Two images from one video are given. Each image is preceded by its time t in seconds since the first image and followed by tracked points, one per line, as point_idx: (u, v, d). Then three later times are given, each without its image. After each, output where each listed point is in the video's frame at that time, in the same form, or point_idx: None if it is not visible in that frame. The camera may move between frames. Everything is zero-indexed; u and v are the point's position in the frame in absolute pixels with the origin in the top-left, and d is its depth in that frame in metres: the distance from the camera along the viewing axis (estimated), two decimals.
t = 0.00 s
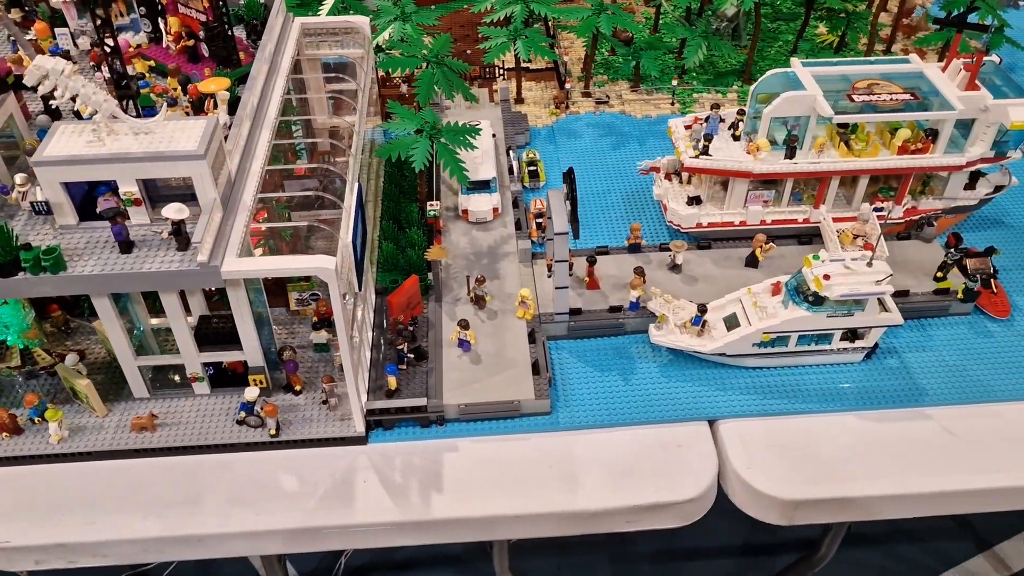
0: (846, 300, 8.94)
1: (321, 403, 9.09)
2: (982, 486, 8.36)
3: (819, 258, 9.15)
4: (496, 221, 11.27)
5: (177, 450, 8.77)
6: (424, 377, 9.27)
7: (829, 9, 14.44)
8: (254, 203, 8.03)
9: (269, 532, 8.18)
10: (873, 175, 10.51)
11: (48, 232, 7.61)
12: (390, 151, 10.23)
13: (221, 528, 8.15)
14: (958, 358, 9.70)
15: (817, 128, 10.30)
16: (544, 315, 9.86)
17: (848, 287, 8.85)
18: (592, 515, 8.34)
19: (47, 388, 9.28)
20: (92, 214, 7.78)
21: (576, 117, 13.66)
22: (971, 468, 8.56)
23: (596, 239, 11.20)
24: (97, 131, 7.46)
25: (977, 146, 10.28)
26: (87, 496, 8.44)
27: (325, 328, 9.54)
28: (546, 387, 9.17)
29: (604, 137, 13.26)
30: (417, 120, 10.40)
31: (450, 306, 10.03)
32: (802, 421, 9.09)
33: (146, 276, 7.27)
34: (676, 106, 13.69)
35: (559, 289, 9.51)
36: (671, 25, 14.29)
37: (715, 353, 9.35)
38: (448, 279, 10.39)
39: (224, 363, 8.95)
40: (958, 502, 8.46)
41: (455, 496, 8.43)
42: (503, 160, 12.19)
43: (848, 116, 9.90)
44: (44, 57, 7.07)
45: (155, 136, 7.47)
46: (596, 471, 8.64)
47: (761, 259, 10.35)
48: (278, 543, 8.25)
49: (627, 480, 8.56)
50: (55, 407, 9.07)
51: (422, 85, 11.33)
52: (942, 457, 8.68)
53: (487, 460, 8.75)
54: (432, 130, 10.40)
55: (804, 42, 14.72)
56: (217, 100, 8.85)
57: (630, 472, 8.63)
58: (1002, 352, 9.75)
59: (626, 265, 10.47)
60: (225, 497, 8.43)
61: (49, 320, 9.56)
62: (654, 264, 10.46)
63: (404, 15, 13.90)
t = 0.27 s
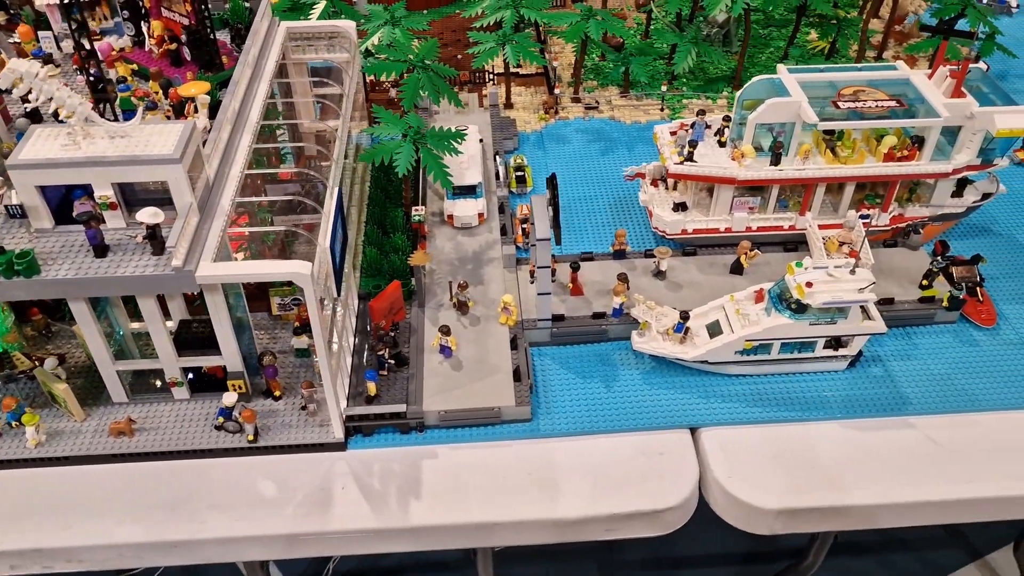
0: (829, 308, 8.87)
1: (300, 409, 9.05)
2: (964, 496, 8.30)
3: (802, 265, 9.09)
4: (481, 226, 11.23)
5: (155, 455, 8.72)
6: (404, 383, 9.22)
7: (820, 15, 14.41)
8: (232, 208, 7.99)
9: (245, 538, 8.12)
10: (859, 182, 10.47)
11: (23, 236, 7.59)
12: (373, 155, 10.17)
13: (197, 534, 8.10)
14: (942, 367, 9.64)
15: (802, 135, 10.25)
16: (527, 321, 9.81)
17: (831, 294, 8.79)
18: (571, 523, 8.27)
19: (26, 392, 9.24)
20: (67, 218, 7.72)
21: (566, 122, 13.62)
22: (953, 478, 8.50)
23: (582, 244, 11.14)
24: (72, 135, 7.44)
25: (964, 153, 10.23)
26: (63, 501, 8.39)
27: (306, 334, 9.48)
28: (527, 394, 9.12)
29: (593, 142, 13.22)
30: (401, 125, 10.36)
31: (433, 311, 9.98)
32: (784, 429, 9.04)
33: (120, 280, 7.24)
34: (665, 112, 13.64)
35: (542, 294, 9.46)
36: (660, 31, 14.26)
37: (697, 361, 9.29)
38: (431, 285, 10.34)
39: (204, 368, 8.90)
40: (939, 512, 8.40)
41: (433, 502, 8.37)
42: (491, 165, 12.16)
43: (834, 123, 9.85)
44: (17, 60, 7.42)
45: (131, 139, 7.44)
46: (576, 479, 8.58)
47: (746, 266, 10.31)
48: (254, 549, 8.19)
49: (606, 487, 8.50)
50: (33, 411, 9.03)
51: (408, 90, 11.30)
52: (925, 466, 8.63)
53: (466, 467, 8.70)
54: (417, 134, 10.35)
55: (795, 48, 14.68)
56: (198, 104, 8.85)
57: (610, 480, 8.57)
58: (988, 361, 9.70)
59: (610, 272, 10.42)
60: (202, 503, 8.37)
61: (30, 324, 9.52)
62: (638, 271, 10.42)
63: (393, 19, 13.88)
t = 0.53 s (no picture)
0: (809, 315, 8.81)
1: (277, 417, 9.00)
2: (944, 505, 8.22)
3: (782, 272, 9.04)
4: (464, 233, 11.19)
5: (129, 463, 8.66)
6: (382, 391, 9.17)
7: (808, 22, 14.37)
8: (205, 214, 7.96)
9: (218, 546, 8.06)
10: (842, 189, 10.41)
11: None
12: (354, 161, 10.07)
13: (169, 542, 8.04)
14: (925, 375, 9.56)
15: (785, 141, 10.20)
16: (507, 329, 9.75)
17: (810, 302, 8.73)
18: (547, 532, 8.20)
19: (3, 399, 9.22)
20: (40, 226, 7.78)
21: (552, 129, 13.59)
22: (933, 486, 8.42)
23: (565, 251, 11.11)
24: (44, 141, 7.43)
25: (947, 160, 10.16)
26: (36, 508, 8.34)
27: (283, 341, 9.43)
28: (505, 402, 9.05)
29: (579, 149, 13.18)
30: (382, 131, 10.32)
31: (413, 318, 9.93)
32: (763, 438, 8.96)
33: (90, 287, 7.21)
34: (652, 118, 13.60)
35: (521, 301, 9.40)
36: (648, 38, 14.24)
37: (677, 368, 9.22)
38: (412, 291, 10.30)
39: (180, 375, 8.85)
40: (919, 521, 8.32)
41: (408, 511, 8.31)
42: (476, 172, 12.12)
43: (817, 128, 9.79)
44: None
45: (102, 146, 7.42)
46: (553, 487, 8.51)
47: (728, 273, 10.25)
48: (227, 558, 8.13)
49: (583, 496, 8.43)
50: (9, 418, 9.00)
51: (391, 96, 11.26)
52: (905, 475, 8.55)
53: (442, 475, 8.63)
54: (398, 141, 10.30)
55: (784, 55, 14.63)
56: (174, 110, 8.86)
57: (587, 489, 8.50)
58: (971, 368, 9.61)
59: (592, 278, 10.37)
60: (176, 511, 8.32)
61: (8, 330, 9.49)
62: (620, 278, 10.36)
63: (381, 26, 13.88)
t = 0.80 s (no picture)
0: (783, 323, 8.76)
1: (249, 426, 8.96)
2: (917, 515, 8.17)
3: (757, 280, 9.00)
4: (443, 241, 11.16)
5: (100, 472, 8.62)
6: (356, 400, 9.13)
7: (792, 29, 14.37)
8: (175, 223, 7.94)
9: (186, 556, 8.01)
10: (821, 196, 10.37)
11: None
12: (331, 169, 10.00)
13: (137, 552, 7.99)
14: (902, 383, 9.51)
15: (762, 149, 10.17)
16: (483, 337, 9.70)
17: (785, 310, 8.69)
18: (518, 542, 8.14)
19: None
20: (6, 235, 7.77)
21: (536, 136, 13.57)
22: (907, 496, 8.37)
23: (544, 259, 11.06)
24: (11, 149, 7.43)
25: (925, 167, 10.13)
26: (6, 517, 8.30)
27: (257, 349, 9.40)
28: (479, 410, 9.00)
29: (562, 156, 13.16)
30: (359, 139, 10.31)
31: (389, 326, 9.89)
32: (738, 447, 8.91)
33: (55, 296, 7.19)
34: (636, 126, 13.57)
35: (496, 309, 9.36)
36: (632, 45, 14.23)
37: (652, 377, 9.18)
38: (389, 299, 10.27)
39: (154, 383, 8.81)
40: (893, 531, 8.26)
41: (379, 520, 8.25)
42: (457, 180, 12.10)
43: (794, 136, 9.79)
44: None
45: (69, 153, 7.41)
46: (525, 497, 8.45)
47: (706, 281, 10.21)
48: (196, 568, 8.08)
49: (555, 505, 8.37)
50: None
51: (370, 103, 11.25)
52: (880, 485, 8.50)
53: (414, 484, 8.58)
54: (375, 148, 10.27)
55: (769, 62, 14.61)
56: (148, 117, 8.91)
57: (559, 498, 8.45)
58: (948, 377, 9.57)
59: (570, 286, 10.32)
60: (146, 520, 8.28)
61: None
62: (598, 286, 10.32)
63: (364, 34, 13.90)
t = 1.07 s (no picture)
0: (753, 331, 8.63)
1: (213, 435, 8.85)
2: (888, 526, 8.04)
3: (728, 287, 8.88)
4: (417, 247, 11.04)
5: (60, 482, 8.50)
6: (321, 408, 9.01)
7: (774, 33, 14.26)
8: (133, 230, 7.84)
9: (145, 568, 7.89)
10: (797, 202, 10.26)
11: None
12: (299, 174, 9.86)
13: (95, 564, 7.86)
14: (877, 391, 9.38)
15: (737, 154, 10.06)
16: (453, 344, 9.57)
17: (756, 317, 8.57)
18: (482, 553, 8.01)
19: None
20: None
21: (515, 141, 13.46)
22: (878, 506, 8.23)
23: (519, 265, 10.99)
24: None
25: (902, 172, 10.02)
26: None
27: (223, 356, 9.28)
28: (445, 419, 8.87)
29: (541, 161, 13.03)
30: (330, 144, 10.21)
31: (358, 334, 9.77)
32: (709, 457, 8.78)
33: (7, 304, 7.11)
34: (616, 130, 13.45)
35: (465, 317, 9.23)
36: (612, 50, 14.12)
37: (622, 385, 9.06)
38: (359, 306, 10.14)
39: (117, 392, 8.68)
40: (863, 542, 8.13)
41: (342, 532, 8.12)
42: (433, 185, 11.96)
43: (768, 141, 9.63)
44: None
45: (24, 159, 7.32)
46: (491, 507, 8.32)
47: (680, 287, 10.09)
48: None
49: (520, 516, 8.24)
50: None
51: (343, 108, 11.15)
52: (851, 494, 8.36)
53: (379, 495, 8.45)
54: (344, 154, 10.16)
55: (752, 66, 14.48)
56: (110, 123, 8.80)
57: (525, 508, 8.31)
58: (924, 385, 9.44)
59: (542, 293, 10.20)
60: (105, 532, 8.15)
61: None
62: (571, 292, 10.20)
63: (342, 38, 13.80)
